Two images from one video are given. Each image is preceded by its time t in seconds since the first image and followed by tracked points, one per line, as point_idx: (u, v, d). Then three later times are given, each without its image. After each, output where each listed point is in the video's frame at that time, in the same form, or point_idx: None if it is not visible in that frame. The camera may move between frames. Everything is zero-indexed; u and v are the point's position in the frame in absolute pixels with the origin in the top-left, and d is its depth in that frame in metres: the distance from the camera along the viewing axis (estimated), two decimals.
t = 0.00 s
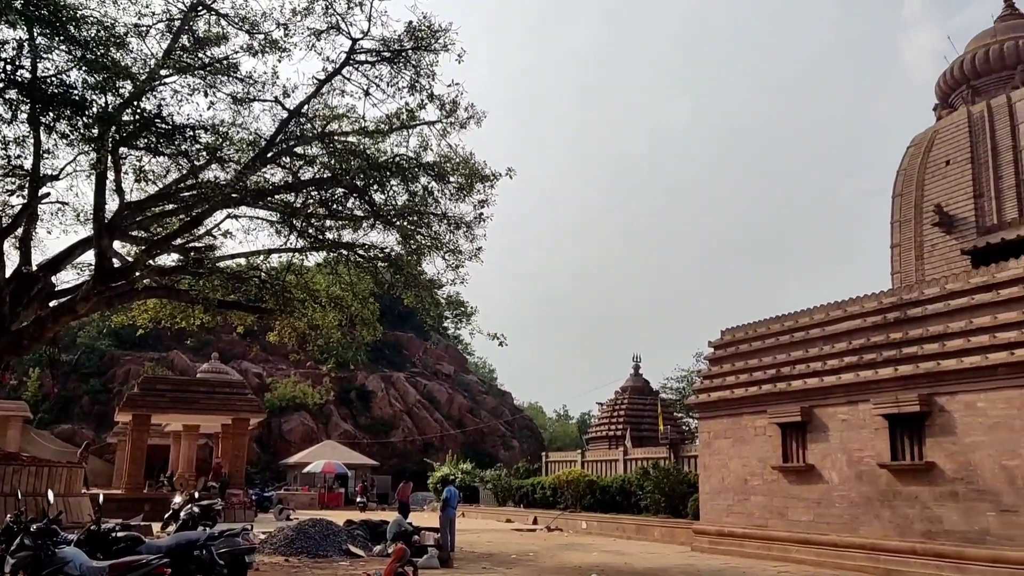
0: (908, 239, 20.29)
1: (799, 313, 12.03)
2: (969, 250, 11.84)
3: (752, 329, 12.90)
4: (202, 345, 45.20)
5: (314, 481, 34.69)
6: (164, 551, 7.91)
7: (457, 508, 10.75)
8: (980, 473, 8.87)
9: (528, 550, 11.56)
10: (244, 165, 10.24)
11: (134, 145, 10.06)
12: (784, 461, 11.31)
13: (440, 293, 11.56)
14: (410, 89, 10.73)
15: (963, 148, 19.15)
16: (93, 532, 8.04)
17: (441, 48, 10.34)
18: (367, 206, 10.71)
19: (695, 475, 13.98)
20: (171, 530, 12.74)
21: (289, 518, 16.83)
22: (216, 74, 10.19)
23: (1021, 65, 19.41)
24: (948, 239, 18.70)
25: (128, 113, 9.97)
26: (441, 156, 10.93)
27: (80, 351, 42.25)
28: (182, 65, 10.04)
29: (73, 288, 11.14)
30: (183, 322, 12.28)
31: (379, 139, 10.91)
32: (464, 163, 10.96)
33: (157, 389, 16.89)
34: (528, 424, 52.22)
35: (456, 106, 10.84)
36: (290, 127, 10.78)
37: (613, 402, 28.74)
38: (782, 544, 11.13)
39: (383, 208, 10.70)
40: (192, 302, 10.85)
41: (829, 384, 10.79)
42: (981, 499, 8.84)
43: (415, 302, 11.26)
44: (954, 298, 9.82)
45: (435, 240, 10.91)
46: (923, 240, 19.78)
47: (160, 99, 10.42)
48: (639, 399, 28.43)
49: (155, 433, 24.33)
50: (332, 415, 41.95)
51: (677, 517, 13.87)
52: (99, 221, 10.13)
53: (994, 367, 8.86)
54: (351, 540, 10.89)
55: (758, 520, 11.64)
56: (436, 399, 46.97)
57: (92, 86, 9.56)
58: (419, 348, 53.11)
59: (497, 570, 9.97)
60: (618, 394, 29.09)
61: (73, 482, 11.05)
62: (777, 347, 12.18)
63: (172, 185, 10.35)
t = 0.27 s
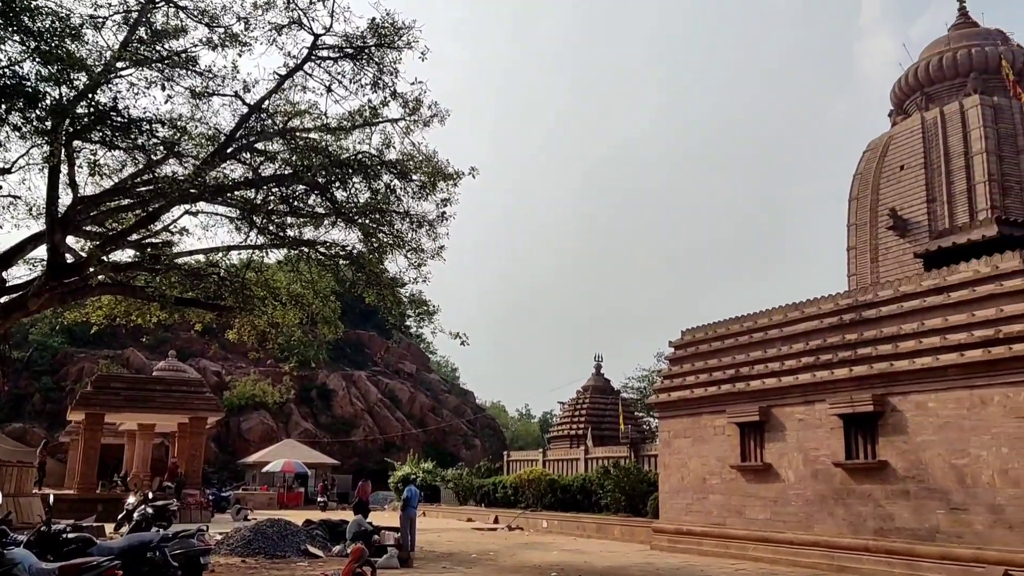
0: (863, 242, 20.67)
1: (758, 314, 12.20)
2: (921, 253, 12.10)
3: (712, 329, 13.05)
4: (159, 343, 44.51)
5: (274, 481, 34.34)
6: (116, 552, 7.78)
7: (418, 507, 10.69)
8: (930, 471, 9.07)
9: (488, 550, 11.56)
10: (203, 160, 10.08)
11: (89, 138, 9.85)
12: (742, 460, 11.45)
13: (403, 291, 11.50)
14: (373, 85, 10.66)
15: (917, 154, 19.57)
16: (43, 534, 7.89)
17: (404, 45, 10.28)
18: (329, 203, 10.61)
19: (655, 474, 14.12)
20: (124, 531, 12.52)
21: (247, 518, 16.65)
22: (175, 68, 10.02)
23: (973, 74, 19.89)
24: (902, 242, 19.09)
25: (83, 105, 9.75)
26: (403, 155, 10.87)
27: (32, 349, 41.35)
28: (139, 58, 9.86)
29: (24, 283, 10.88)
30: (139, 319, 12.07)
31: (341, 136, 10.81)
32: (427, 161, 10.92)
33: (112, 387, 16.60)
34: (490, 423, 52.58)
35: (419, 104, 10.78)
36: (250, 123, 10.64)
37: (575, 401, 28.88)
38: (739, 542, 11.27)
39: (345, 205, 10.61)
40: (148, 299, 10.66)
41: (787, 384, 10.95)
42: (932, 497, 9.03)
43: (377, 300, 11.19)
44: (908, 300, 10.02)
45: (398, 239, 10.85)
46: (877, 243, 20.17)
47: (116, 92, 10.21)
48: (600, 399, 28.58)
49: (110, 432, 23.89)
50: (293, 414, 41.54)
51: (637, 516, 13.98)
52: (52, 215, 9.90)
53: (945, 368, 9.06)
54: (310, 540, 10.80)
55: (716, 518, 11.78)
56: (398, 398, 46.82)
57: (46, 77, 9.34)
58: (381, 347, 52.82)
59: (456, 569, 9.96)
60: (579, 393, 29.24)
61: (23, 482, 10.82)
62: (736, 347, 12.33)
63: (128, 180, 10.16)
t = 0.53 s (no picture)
0: (815, 245, 21.08)
1: (713, 314, 12.39)
2: (870, 257, 12.40)
3: (668, 329, 13.23)
4: (112, 340, 43.68)
5: (231, 479, 33.97)
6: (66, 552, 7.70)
7: (375, 506, 10.66)
8: (877, 469, 9.32)
9: (445, 548, 11.59)
10: (158, 155, 9.94)
11: (40, 131, 9.65)
12: (696, 458, 11.64)
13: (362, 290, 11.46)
14: (333, 83, 10.61)
15: (866, 159, 20.05)
16: None
17: (363, 42, 10.26)
18: (287, 200, 10.53)
19: (612, 472, 14.28)
20: (74, 531, 12.32)
21: (201, 517, 16.49)
22: (129, 61, 9.86)
23: (920, 83, 20.45)
24: (852, 246, 19.54)
25: (33, 97, 9.55)
26: (363, 153, 10.84)
27: None
28: (93, 50, 9.69)
29: None
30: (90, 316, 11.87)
31: (300, 133, 10.74)
32: (386, 160, 10.90)
33: (63, 384, 16.28)
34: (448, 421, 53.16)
35: (379, 102, 10.76)
36: (207, 118, 10.52)
37: (533, 400, 29.00)
38: (693, 539, 11.45)
39: (303, 203, 10.54)
40: (101, 295, 10.48)
41: (740, 384, 11.15)
42: (877, 494, 9.28)
43: (335, 299, 11.14)
44: (857, 302, 10.26)
45: (357, 237, 10.82)
46: (828, 245, 20.56)
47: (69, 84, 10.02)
48: (559, 397, 28.72)
49: (59, 430, 23.41)
50: (250, 412, 41.07)
51: (593, 513, 14.13)
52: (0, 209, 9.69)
53: (892, 368, 9.31)
54: (265, 539, 10.75)
55: (670, 516, 11.95)
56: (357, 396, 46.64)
57: None
58: (339, 345, 52.26)
59: (413, 567, 9.99)
60: (538, 392, 29.38)
61: None
62: (692, 347, 12.51)
63: (80, 174, 9.98)
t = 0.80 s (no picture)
0: (763, 248, 21.44)
1: (663, 316, 12.53)
2: (816, 260, 12.66)
3: (619, 330, 13.33)
4: (53, 337, 42.48)
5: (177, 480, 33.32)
6: None
7: (324, 507, 10.52)
8: (820, 469, 9.51)
9: (393, 549, 11.52)
10: (102, 148, 9.70)
11: None
12: (646, 458, 11.75)
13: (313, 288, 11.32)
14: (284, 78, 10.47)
15: (814, 164, 20.41)
16: None
17: (315, 38, 10.13)
18: (236, 197, 10.36)
19: (563, 472, 14.36)
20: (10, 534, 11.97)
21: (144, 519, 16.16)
22: (72, 50, 9.61)
23: (865, 91, 20.93)
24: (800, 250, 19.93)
25: None
26: (314, 150, 10.72)
27: None
28: (35, 39, 9.42)
29: None
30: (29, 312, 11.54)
31: (250, 128, 10.58)
32: (338, 157, 10.79)
33: None
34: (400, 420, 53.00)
35: (331, 99, 10.64)
36: (153, 111, 10.29)
37: (485, 400, 29.00)
38: (642, 538, 11.56)
39: (253, 199, 10.38)
40: (40, 291, 10.20)
41: (689, 385, 11.28)
42: (821, 493, 9.47)
43: (285, 297, 10.99)
44: (802, 305, 10.46)
45: (307, 235, 10.69)
46: (777, 249, 20.96)
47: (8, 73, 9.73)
48: (511, 397, 28.73)
49: None
50: (196, 412, 40.31)
51: (544, 513, 14.19)
52: None
53: (835, 370, 9.51)
54: (210, 541, 10.57)
55: (620, 515, 12.05)
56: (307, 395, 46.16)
57: None
58: (289, 343, 51.66)
59: (361, 568, 9.91)
60: (490, 392, 29.39)
61: None
62: (642, 348, 12.63)
63: (20, 166, 9.69)
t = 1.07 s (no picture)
0: (724, 252, 21.67)
1: (625, 318, 12.60)
2: (775, 264, 12.82)
3: (581, 332, 13.39)
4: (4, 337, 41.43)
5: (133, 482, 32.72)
6: None
7: (282, 510, 10.37)
8: (778, 470, 9.63)
9: (353, 552, 11.44)
10: (55, 145, 9.49)
11: None
12: (607, 460, 11.81)
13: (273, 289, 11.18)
14: (245, 76, 10.33)
15: (773, 170, 20.69)
16: None
17: (276, 35, 10.02)
18: (194, 195, 10.20)
19: (524, 474, 14.38)
20: None
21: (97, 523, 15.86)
22: (25, 44, 9.39)
23: (823, 99, 21.31)
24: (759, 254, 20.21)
25: None
26: (275, 149, 10.60)
27: None
28: None
29: None
30: None
31: (209, 126, 10.43)
32: (299, 156, 10.68)
33: None
34: (361, 422, 52.73)
35: (293, 98, 10.52)
36: (109, 107, 10.10)
37: (448, 401, 28.94)
38: (602, 539, 11.61)
39: (211, 198, 10.22)
40: None
41: (650, 387, 11.36)
42: (778, 494, 9.59)
43: (245, 297, 10.83)
44: (761, 308, 10.59)
45: (268, 235, 10.55)
46: (737, 253, 21.20)
47: None
48: (473, 399, 28.67)
49: None
50: (152, 414, 39.60)
51: (505, 515, 14.20)
52: None
53: (793, 373, 9.64)
54: (164, 546, 10.39)
55: (581, 517, 12.09)
56: (266, 396, 45.66)
57: None
58: (249, 344, 51.00)
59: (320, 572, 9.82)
60: (452, 393, 29.32)
61: None
62: (604, 351, 12.69)
63: None
